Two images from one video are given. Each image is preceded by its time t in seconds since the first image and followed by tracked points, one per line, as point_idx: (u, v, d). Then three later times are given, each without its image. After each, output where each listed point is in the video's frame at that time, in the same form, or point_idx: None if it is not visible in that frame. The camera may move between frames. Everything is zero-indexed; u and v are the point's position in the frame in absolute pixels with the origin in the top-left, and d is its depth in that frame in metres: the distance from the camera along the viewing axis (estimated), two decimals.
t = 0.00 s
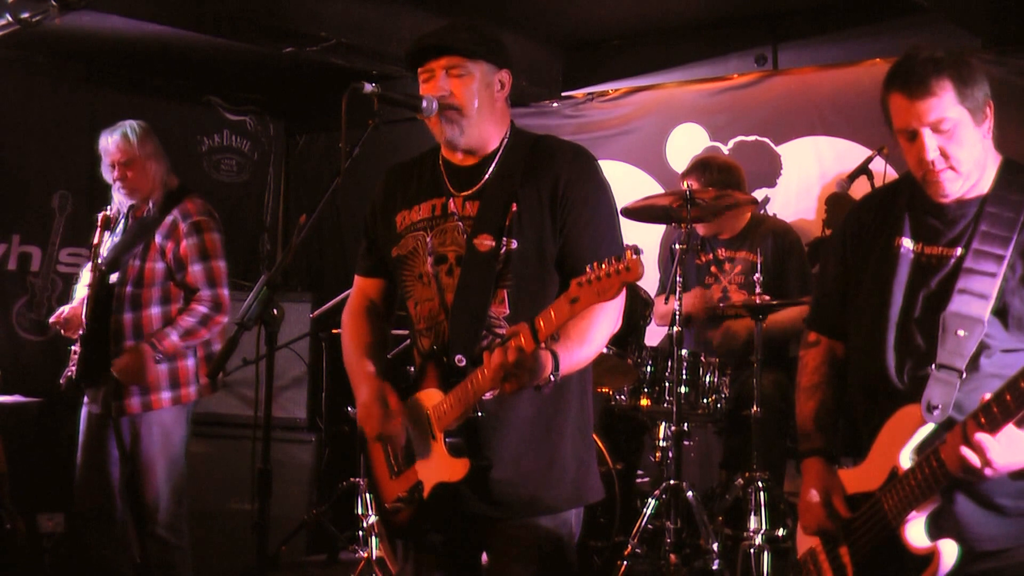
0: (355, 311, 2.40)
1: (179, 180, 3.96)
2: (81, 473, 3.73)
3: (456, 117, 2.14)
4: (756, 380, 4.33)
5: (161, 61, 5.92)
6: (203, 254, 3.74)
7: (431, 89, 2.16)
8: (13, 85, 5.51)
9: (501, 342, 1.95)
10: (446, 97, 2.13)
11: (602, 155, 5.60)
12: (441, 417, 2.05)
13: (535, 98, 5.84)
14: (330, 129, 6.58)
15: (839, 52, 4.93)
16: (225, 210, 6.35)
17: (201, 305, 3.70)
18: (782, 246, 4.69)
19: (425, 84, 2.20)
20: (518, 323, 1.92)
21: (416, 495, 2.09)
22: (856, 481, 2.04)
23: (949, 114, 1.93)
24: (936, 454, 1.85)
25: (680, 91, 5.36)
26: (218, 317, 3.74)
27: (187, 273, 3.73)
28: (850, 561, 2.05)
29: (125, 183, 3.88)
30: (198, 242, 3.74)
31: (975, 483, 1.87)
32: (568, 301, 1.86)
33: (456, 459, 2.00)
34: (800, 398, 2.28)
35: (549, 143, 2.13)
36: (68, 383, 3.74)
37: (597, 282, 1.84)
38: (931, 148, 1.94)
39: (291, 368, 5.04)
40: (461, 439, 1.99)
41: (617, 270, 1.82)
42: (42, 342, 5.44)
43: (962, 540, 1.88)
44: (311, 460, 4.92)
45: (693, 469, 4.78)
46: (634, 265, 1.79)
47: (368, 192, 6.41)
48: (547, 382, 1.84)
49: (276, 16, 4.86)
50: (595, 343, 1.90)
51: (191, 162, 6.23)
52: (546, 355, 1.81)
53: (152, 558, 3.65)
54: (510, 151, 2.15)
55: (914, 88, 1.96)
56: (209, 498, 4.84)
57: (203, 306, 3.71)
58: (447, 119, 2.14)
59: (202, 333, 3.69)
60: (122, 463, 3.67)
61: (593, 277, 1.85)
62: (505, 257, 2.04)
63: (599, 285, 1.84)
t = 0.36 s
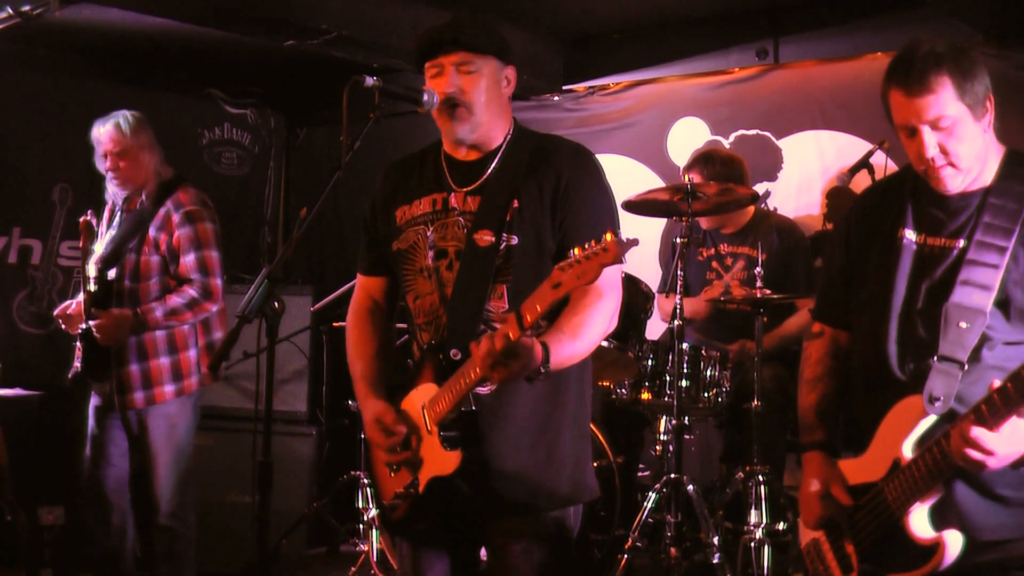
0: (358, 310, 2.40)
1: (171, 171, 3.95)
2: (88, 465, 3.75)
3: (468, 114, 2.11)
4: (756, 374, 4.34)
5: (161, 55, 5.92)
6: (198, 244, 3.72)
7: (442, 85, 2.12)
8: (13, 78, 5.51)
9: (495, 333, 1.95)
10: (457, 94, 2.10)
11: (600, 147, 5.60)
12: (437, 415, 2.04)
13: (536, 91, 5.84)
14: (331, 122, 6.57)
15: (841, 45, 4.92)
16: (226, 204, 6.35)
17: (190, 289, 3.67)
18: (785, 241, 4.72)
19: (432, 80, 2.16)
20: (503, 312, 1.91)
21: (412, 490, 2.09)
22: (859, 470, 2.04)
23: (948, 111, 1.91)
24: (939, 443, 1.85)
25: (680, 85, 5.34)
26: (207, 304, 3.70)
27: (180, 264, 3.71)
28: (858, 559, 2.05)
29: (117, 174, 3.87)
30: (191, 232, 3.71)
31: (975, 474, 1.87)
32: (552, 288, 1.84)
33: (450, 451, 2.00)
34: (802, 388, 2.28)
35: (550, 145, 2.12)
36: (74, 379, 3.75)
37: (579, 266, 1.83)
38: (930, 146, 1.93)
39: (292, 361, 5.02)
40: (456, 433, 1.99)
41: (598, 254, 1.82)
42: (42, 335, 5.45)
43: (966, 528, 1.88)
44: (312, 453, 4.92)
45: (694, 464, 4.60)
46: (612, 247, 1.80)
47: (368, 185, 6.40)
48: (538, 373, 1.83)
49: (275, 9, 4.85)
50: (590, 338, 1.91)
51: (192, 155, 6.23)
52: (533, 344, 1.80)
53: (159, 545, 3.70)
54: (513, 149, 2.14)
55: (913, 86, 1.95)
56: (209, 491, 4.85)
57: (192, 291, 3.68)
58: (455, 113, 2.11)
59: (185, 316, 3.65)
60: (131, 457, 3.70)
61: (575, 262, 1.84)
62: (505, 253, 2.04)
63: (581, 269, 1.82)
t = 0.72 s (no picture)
0: (359, 308, 2.39)
1: (163, 173, 3.92)
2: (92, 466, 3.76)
3: (461, 111, 2.12)
4: (756, 376, 4.38)
5: (161, 55, 5.92)
6: (185, 244, 3.67)
7: (434, 84, 2.14)
8: (14, 78, 5.50)
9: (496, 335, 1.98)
10: (450, 91, 2.11)
11: (601, 148, 5.59)
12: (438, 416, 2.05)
13: (536, 92, 5.83)
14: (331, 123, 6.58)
15: (842, 46, 4.92)
16: (227, 204, 6.35)
17: (173, 287, 3.62)
18: (786, 241, 4.71)
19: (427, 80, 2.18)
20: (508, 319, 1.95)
21: (411, 489, 2.10)
22: (862, 469, 2.03)
23: (944, 117, 1.91)
24: (947, 439, 1.86)
25: (682, 85, 5.34)
26: (190, 304, 3.64)
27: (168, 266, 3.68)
28: (859, 560, 2.05)
29: (109, 176, 3.85)
30: (180, 234, 3.67)
31: (980, 472, 1.88)
32: (554, 300, 1.87)
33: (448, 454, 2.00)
34: (806, 391, 2.26)
35: (552, 146, 2.11)
36: (78, 382, 3.77)
37: (580, 281, 1.84)
38: (927, 152, 1.93)
39: (292, 361, 5.01)
40: (454, 436, 1.99)
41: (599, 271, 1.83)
42: (43, 335, 5.44)
43: (971, 527, 1.88)
44: (312, 454, 4.92)
45: (695, 464, 4.77)
46: (615, 266, 1.82)
47: (368, 186, 6.40)
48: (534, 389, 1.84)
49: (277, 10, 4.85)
50: (583, 347, 1.91)
51: (193, 155, 6.24)
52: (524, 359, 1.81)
53: (161, 544, 3.71)
54: (514, 149, 2.14)
55: (908, 93, 1.94)
56: (209, 492, 4.85)
57: (175, 289, 3.63)
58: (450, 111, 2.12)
59: (166, 312, 3.60)
60: (134, 456, 3.71)
61: (577, 276, 1.85)
62: (507, 254, 2.04)
63: (581, 284, 1.84)
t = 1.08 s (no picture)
0: (358, 310, 2.38)
1: (162, 173, 3.93)
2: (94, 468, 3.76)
3: (456, 112, 2.11)
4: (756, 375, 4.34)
5: (161, 55, 5.91)
6: (180, 247, 3.66)
7: (430, 84, 2.14)
8: (14, 79, 5.50)
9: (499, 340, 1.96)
10: (445, 92, 2.11)
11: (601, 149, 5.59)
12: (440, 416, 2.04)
13: (535, 92, 5.83)
14: (331, 123, 6.58)
15: (841, 47, 4.92)
16: (227, 205, 6.36)
17: (167, 290, 3.62)
18: (783, 241, 4.72)
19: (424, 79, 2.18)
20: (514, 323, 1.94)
21: (413, 491, 2.09)
22: (864, 471, 2.04)
23: (933, 121, 1.91)
24: (948, 441, 1.85)
25: (681, 87, 5.34)
26: (182, 309, 3.64)
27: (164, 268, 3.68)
28: (860, 560, 2.05)
29: (107, 177, 3.85)
30: (175, 238, 3.66)
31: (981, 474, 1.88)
32: (564, 303, 1.87)
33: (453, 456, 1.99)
34: (806, 392, 2.26)
35: (553, 147, 2.12)
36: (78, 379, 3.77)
37: (592, 285, 1.85)
38: (913, 154, 1.94)
39: (292, 362, 5.02)
40: (458, 437, 1.98)
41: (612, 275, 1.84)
42: (43, 336, 5.44)
43: (971, 529, 1.88)
44: (312, 455, 4.92)
45: (694, 465, 4.77)
46: (629, 271, 1.83)
47: (368, 187, 6.41)
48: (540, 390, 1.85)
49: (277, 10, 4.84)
50: (587, 350, 1.90)
51: (193, 155, 6.24)
52: (529, 360, 1.82)
53: (161, 545, 3.71)
54: (514, 150, 2.14)
55: (899, 95, 1.94)
56: (208, 492, 4.85)
57: (170, 293, 3.63)
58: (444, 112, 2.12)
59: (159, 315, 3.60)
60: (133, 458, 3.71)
61: (589, 279, 1.86)
62: (508, 256, 2.04)
63: (594, 288, 1.84)
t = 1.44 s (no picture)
0: (354, 309, 2.39)
1: (161, 176, 3.94)
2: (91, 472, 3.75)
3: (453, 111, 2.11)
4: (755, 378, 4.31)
5: (159, 56, 5.91)
6: (181, 247, 3.66)
7: (428, 83, 2.15)
8: (12, 81, 5.50)
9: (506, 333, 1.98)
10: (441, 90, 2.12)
11: (599, 150, 5.59)
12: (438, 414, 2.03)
13: (533, 94, 5.84)
14: (329, 125, 6.58)
15: (839, 47, 4.92)
16: (225, 206, 6.36)
17: (172, 286, 3.61)
18: (779, 244, 4.69)
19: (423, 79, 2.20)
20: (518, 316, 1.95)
21: (412, 490, 2.08)
22: (862, 471, 2.04)
23: (914, 115, 1.95)
24: (943, 442, 1.85)
25: (679, 88, 5.35)
26: (185, 306, 3.62)
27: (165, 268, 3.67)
28: (859, 561, 2.06)
29: (107, 179, 3.85)
30: (175, 238, 3.65)
31: (978, 473, 1.88)
32: (565, 296, 1.87)
33: (454, 454, 1.99)
34: (802, 392, 2.26)
35: (551, 145, 2.12)
36: (74, 384, 3.75)
37: (594, 277, 1.84)
38: (893, 147, 1.99)
39: (291, 364, 5.05)
40: (458, 435, 1.99)
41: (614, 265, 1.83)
42: (42, 338, 5.44)
43: (968, 528, 1.88)
44: (310, 456, 4.93)
45: (693, 466, 4.76)
46: (632, 261, 1.80)
47: (366, 188, 6.42)
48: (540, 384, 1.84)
49: (275, 11, 4.83)
50: (589, 345, 1.91)
51: (192, 157, 6.23)
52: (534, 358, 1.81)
53: (160, 547, 3.71)
54: (512, 148, 2.15)
55: (883, 85, 2.00)
56: (207, 494, 4.85)
57: (175, 289, 3.62)
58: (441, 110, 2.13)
59: (160, 311, 3.58)
60: (131, 458, 3.70)
61: (591, 272, 1.85)
62: (506, 254, 2.05)
63: (595, 280, 1.83)
